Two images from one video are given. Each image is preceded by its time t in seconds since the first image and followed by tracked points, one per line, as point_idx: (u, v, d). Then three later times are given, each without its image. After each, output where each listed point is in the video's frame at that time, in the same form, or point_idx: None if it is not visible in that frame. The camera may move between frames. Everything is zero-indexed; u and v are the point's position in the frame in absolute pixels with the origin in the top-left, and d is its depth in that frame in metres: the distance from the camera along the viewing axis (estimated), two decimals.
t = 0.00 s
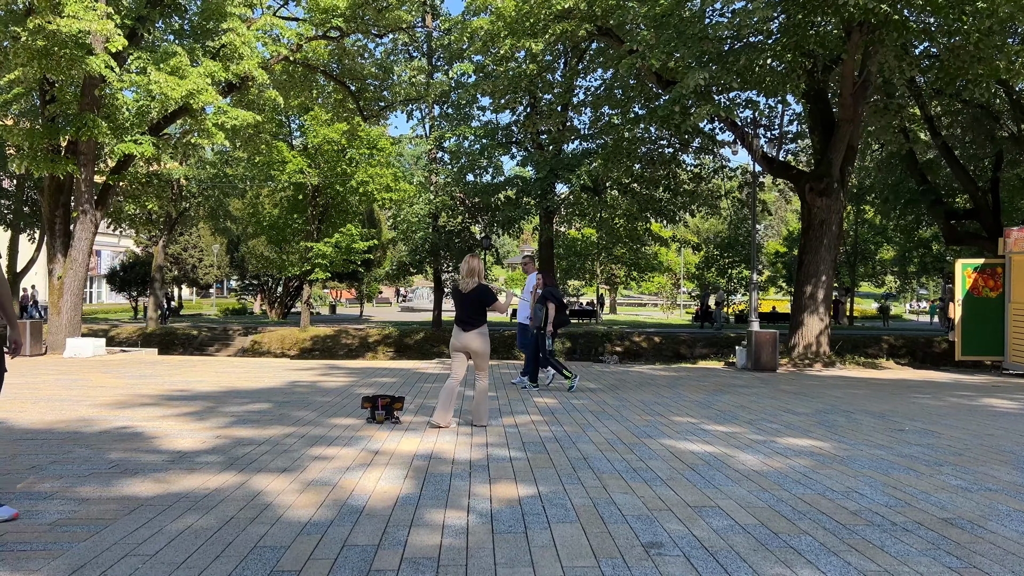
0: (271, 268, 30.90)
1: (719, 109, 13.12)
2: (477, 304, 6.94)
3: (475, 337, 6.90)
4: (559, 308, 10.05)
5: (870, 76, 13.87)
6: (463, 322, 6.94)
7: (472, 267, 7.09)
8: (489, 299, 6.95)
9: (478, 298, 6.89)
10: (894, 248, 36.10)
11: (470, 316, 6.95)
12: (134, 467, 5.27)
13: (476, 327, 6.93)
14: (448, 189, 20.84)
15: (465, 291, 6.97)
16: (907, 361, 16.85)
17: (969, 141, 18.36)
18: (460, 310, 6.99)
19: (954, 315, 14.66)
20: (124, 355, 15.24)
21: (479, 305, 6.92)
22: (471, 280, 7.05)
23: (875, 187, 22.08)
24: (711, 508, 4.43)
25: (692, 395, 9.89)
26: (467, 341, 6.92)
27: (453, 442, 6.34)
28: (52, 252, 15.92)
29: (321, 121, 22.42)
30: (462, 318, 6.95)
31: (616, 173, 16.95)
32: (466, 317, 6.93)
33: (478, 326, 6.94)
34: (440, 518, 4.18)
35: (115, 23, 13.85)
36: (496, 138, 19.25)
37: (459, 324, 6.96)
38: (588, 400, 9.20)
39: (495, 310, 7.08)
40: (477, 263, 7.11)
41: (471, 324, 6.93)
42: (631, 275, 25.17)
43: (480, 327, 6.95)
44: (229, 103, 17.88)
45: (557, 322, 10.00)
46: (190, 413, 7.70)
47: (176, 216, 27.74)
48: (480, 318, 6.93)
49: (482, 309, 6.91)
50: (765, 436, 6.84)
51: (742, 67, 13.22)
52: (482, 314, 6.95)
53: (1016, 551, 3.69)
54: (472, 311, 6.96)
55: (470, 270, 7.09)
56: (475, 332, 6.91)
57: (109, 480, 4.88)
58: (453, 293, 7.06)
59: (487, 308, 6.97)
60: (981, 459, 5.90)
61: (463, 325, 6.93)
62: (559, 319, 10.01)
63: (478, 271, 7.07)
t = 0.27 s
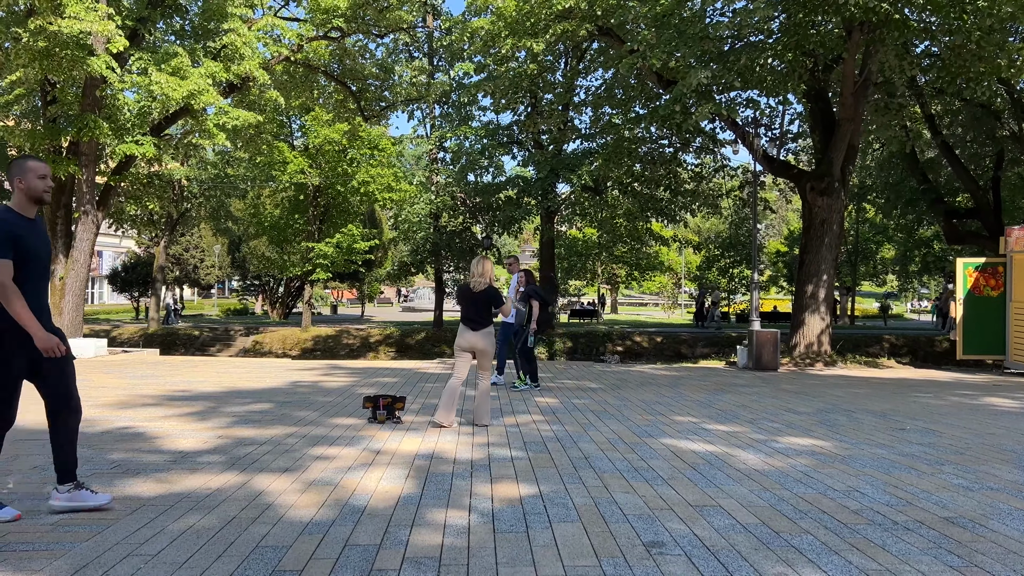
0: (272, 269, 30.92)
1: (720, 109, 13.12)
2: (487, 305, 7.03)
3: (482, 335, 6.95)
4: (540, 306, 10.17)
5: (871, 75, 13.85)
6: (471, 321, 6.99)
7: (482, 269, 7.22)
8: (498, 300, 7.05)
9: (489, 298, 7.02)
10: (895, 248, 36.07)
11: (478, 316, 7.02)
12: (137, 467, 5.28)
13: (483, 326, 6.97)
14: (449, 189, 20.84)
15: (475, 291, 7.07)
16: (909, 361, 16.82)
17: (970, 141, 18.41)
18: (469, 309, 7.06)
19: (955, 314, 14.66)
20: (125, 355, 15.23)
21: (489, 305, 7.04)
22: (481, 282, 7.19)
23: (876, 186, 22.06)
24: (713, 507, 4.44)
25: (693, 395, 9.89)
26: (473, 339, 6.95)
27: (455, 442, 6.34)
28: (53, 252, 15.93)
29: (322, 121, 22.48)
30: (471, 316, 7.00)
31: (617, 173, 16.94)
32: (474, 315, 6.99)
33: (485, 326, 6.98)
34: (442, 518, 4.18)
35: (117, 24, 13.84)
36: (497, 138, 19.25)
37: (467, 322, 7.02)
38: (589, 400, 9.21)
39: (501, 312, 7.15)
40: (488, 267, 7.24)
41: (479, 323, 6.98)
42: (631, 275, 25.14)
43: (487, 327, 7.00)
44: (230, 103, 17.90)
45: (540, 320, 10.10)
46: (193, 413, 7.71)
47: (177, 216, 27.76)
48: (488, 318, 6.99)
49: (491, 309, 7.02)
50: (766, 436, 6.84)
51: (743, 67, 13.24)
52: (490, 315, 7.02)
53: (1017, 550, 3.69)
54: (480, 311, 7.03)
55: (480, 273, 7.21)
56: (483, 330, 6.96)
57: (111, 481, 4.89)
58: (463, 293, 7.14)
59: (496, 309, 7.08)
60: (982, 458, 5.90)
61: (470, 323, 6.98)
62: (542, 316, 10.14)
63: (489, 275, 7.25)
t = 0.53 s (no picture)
0: (273, 270, 30.94)
1: (720, 108, 13.11)
2: (490, 303, 7.02)
3: (486, 334, 6.97)
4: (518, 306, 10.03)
5: (872, 76, 13.92)
6: (473, 320, 6.97)
7: (480, 268, 7.22)
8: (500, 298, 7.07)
9: (490, 298, 6.99)
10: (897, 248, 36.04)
11: (479, 315, 7.00)
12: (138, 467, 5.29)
13: (484, 326, 6.97)
14: (450, 189, 20.83)
15: (477, 290, 7.05)
16: (910, 360, 16.81)
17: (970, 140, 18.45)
18: (470, 308, 7.02)
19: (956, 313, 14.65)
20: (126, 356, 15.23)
21: (490, 305, 7.01)
22: (482, 282, 7.17)
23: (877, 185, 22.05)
24: (714, 507, 4.44)
25: (695, 395, 9.89)
26: (477, 338, 6.95)
27: (455, 442, 6.35)
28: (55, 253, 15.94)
29: (323, 122, 22.53)
30: (472, 315, 6.98)
31: (618, 174, 16.93)
32: (478, 314, 6.97)
33: (489, 324, 6.99)
34: (443, 518, 4.18)
35: (118, 24, 13.85)
36: (497, 138, 19.25)
37: (469, 321, 6.99)
38: (590, 400, 9.21)
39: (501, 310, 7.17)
40: (486, 265, 7.25)
41: (480, 322, 6.96)
42: (633, 275, 25.14)
43: (491, 325, 7.01)
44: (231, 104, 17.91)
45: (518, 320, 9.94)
46: (194, 413, 7.71)
47: (178, 217, 27.78)
48: (492, 317, 7.00)
49: (492, 309, 7.00)
50: (768, 435, 6.84)
51: (744, 66, 13.24)
52: (493, 313, 7.03)
53: (1018, 549, 3.69)
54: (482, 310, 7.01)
55: (479, 271, 7.21)
56: (484, 330, 6.96)
57: (113, 481, 4.89)
58: (463, 292, 7.10)
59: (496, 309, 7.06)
60: (983, 457, 5.90)
61: (471, 322, 6.97)
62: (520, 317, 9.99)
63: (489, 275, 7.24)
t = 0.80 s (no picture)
0: (274, 270, 30.96)
1: (721, 108, 13.11)
2: (495, 303, 7.04)
3: (491, 333, 6.99)
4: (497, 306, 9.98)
5: (872, 75, 13.90)
6: (478, 319, 6.97)
7: (481, 268, 7.22)
8: (504, 298, 7.10)
9: (493, 298, 7.00)
10: (898, 247, 36.02)
11: (482, 315, 6.99)
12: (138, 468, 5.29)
13: (487, 326, 6.97)
14: (450, 189, 20.82)
15: (481, 289, 7.05)
16: (911, 360, 16.79)
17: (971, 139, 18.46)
18: (473, 307, 7.00)
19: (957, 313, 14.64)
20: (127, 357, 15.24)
21: (493, 305, 7.01)
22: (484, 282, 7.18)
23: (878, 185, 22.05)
24: (715, 506, 4.44)
25: (695, 394, 9.88)
26: (482, 337, 6.95)
27: (456, 442, 6.35)
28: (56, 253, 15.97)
29: (323, 122, 22.56)
30: (475, 315, 6.98)
31: (619, 174, 16.93)
32: (484, 313, 6.96)
33: (494, 324, 7.01)
34: (444, 518, 4.18)
35: (118, 25, 13.88)
36: (498, 138, 19.25)
37: (473, 320, 6.98)
38: (591, 399, 9.21)
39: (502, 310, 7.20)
40: (487, 266, 7.27)
41: (483, 322, 6.97)
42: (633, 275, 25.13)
43: (496, 325, 7.03)
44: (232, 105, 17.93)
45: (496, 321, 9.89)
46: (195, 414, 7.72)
47: (179, 217, 27.81)
48: (497, 316, 7.03)
49: (496, 308, 7.00)
50: (770, 435, 6.82)
51: (744, 66, 13.24)
52: (497, 312, 7.05)
53: (1019, 548, 3.69)
54: (485, 310, 7.01)
55: (480, 271, 7.21)
56: (488, 330, 6.97)
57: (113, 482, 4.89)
58: (465, 291, 7.08)
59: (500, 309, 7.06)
60: (984, 456, 5.90)
61: (475, 322, 6.97)
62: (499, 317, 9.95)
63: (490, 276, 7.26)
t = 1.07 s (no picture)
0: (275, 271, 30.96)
1: (721, 108, 13.10)
2: (497, 303, 7.04)
3: (492, 333, 6.99)
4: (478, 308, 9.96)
5: (873, 74, 13.87)
6: (479, 319, 6.96)
7: (481, 268, 7.23)
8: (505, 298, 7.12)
9: (493, 298, 6.99)
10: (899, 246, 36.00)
11: (482, 315, 6.99)
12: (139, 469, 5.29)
13: (487, 326, 6.97)
14: (451, 189, 20.82)
15: (483, 289, 7.04)
16: (912, 359, 16.78)
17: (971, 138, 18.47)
18: (474, 307, 6.99)
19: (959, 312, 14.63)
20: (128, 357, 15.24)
21: (492, 305, 7.00)
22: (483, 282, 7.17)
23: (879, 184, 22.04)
24: (716, 506, 4.44)
25: (696, 394, 9.87)
26: (484, 337, 6.95)
27: (457, 442, 6.36)
28: (57, 254, 15.98)
29: (323, 123, 22.57)
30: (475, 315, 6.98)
31: (619, 174, 16.93)
32: (486, 314, 6.96)
33: (497, 324, 7.01)
34: (445, 518, 4.18)
35: (119, 26, 13.89)
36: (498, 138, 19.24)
37: (475, 321, 6.97)
38: (592, 399, 9.22)
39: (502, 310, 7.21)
40: (486, 266, 7.28)
41: (483, 322, 6.97)
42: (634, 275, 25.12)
43: (498, 325, 7.03)
44: (232, 106, 17.94)
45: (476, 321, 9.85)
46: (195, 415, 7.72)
47: (179, 218, 27.82)
48: (498, 317, 7.03)
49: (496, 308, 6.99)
50: (770, 435, 6.82)
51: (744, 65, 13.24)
52: (498, 313, 7.06)
53: (1020, 548, 3.69)
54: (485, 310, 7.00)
55: (480, 271, 7.21)
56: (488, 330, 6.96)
57: (114, 483, 4.90)
58: (466, 291, 7.06)
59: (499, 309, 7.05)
60: (985, 456, 5.89)
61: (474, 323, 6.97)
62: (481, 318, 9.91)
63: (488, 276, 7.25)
